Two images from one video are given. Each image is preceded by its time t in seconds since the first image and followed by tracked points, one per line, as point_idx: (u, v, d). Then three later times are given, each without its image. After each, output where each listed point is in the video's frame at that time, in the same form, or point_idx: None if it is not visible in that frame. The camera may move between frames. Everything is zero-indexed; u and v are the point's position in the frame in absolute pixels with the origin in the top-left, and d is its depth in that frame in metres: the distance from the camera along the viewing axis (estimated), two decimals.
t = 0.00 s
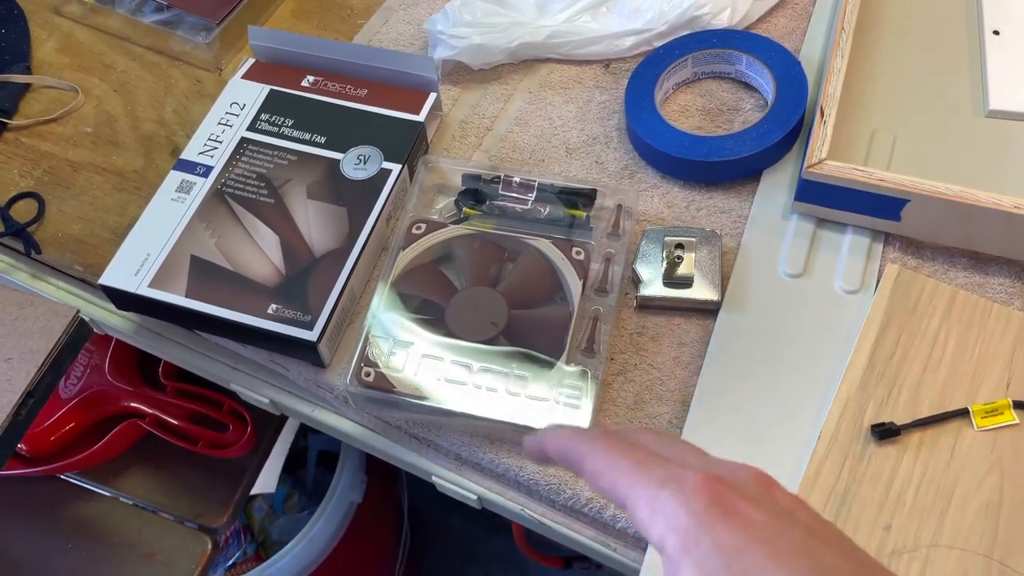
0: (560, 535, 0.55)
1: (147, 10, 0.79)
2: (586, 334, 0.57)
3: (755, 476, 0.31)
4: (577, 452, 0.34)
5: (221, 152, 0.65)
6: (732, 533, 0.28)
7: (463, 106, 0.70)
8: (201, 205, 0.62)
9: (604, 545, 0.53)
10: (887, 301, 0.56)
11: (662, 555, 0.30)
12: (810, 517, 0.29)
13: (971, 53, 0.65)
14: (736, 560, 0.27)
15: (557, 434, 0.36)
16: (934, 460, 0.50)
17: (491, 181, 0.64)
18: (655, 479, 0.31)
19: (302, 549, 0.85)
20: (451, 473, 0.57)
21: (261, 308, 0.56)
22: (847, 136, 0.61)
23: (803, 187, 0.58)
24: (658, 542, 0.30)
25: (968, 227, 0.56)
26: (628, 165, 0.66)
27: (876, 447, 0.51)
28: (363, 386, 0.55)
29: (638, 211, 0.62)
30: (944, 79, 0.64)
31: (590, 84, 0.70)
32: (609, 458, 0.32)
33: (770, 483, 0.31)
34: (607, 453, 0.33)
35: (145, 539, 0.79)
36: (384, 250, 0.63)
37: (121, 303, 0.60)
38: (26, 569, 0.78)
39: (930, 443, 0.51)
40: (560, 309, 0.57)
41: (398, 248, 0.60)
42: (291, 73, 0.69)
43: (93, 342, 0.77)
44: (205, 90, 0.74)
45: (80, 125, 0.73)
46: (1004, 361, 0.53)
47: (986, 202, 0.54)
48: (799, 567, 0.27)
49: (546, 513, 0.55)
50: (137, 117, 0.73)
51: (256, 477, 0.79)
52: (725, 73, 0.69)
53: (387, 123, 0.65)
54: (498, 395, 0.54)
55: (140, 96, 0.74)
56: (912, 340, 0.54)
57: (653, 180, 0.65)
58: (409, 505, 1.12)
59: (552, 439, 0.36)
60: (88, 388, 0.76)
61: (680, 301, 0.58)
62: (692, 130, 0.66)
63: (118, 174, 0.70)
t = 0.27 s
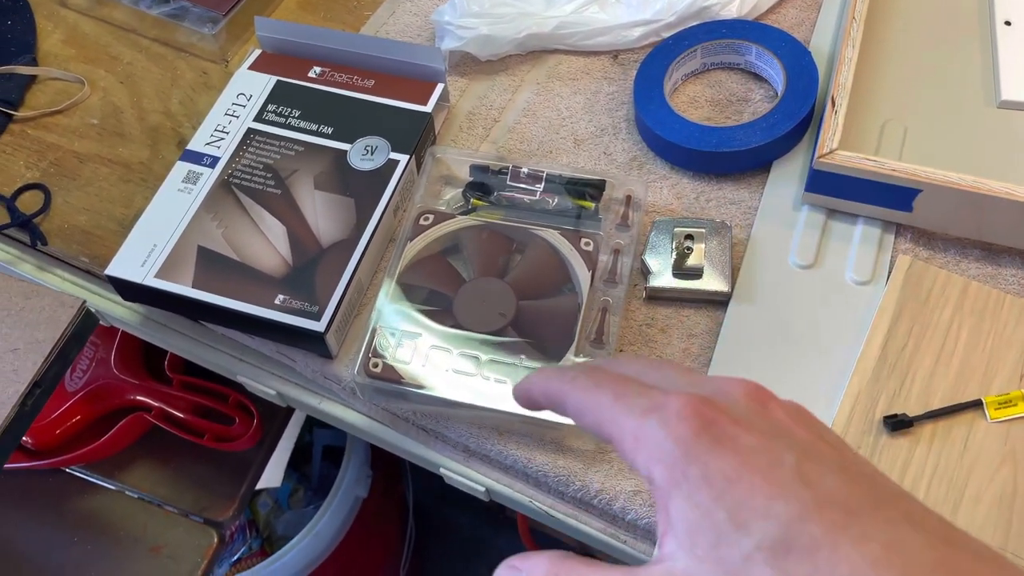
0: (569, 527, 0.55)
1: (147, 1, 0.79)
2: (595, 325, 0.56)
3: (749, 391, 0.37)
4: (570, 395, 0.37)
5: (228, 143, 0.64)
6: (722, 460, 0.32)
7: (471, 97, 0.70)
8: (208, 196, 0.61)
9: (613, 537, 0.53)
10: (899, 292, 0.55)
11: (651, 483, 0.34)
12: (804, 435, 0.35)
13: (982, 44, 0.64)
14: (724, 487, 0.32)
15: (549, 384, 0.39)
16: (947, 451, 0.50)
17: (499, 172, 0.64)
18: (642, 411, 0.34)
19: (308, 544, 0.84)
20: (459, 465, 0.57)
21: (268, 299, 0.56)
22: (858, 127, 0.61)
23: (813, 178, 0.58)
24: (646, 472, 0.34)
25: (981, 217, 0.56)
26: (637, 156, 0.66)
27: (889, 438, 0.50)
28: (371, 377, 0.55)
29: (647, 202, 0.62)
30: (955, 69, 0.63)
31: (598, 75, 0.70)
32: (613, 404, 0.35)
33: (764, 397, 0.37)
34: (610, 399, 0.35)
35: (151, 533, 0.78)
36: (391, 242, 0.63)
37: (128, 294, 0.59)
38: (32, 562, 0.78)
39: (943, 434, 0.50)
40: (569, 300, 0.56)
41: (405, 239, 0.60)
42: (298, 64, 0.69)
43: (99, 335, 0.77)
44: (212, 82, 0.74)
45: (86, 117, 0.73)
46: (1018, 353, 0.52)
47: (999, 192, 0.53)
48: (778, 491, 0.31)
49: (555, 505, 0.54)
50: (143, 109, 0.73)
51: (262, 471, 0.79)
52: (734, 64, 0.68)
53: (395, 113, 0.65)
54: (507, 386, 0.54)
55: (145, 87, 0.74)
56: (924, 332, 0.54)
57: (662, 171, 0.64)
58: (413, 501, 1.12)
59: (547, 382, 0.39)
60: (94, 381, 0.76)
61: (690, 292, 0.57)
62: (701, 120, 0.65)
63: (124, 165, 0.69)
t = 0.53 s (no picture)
0: (576, 525, 0.55)
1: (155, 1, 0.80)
2: (603, 324, 0.57)
3: (732, 379, 0.37)
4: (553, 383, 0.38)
5: (237, 142, 0.65)
6: (703, 455, 0.33)
7: (478, 97, 0.70)
8: (217, 195, 0.62)
9: (620, 535, 0.53)
10: (905, 292, 0.56)
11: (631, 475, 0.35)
12: (786, 425, 0.35)
13: (988, 44, 0.65)
14: (704, 483, 0.32)
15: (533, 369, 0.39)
16: (952, 450, 0.50)
17: (506, 172, 0.64)
18: (622, 402, 0.35)
19: (314, 542, 0.85)
20: (466, 463, 0.57)
21: (277, 298, 0.56)
22: (864, 127, 0.61)
23: (820, 178, 0.58)
24: (627, 466, 0.35)
25: (986, 217, 0.56)
26: (643, 156, 0.66)
27: (895, 437, 0.51)
28: (380, 375, 0.55)
29: (654, 202, 0.62)
30: (961, 70, 0.63)
31: (604, 75, 0.70)
32: (592, 398, 0.36)
33: (747, 386, 0.37)
34: (592, 392, 0.36)
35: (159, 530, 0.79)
36: (399, 241, 0.63)
37: (139, 292, 0.60)
38: (40, 560, 0.78)
39: (949, 433, 0.51)
40: (576, 299, 0.57)
41: (414, 238, 0.61)
42: (306, 64, 0.69)
43: (107, 334, 0.78)
44: (220, 81, 0.74)
45: (95, 117, 0.73)
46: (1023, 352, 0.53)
47: (1005, 192, 0.53)
48: (759, 485, 0.32)
49: (563, 503, 0.55)
50: (152, 108, 0.73)
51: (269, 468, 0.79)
52: (740, 64, 0.69)
53: (403, 113, 0.65)
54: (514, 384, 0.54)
55: (154, 87, 0.75)
56: (930, 331, 0.54)
57: (668, 171, 0.65)
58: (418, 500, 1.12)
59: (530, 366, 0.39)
60: (102, 379, 0.77)
61: (697, 292, 0.58)
62: (707, 120, 0.66)
63: (133, 165, 0.70)
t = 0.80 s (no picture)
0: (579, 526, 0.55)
1: (158, 1, 0.80)
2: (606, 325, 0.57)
3: (756, 356, 0.37)
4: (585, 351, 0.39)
5: (240, 143, 0.65)
6: (718, 422, 0.33)
7: (482, 98, 0.70)
8: (221, 195, 0.62)
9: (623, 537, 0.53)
10: (909, 294, 0.56)
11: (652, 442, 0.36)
12: (808, 400, 0.35)
13: (992, 47, 0.65)
14: (717, 450, 0.33)
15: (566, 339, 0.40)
16: (957, 452, 0.50)
17: (509, 173, 0.64)
18: (645, 372, 0.36)
19: (315, 542, 0.85)
20: (469, 464, 0.57)
21: (281, 298, 0.56)
22: (868, 128, 0.61)
23: (824, 179, 0.58)
24: (648, 434, 0.36)
25: (991, 219, 0.56)
26: (647, 158, 0.66)
27: (899, 439, 0.51)
28: (383, 376, 0.55)
29: (658, 203, 0.62)
30: (964, 71, 0.63)
31: (608, 76, 0.70)
32: (620, 367, 0.37)
33: (770, 361, 0.37)
34: (620, 360, 0.37)
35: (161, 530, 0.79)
36: (402, 242, 0.63)
37: (143, 293, 0.60)
38: (42, 559, 0.78)
39: (953, 435, 0.50)
40: (579, 300, 0.57)
41: (417, 239, 0.61)
42: (309, 64, 0.69)
43: (110, 334, 0.78)
44: (223, 82, 0.74)
45: (98, 116, 0.73)
46: None
47: (1009, 194, 0.53)
48: (773, 452, 0.32)
49: (566, 504, 0.55)
50: (156, 108, 0.73)
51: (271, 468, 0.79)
52: (744, 65, 0.69)
53: (406, 114, 0.65)
54: (518, 385, 0.54)
55: (158, 87, 0.75)
56: (934, 333, 0.54)
57: (672, 172, 0.65)
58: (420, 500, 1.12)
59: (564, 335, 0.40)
60: (104, 379, 0.77)
61: (700, 294, 0.57)
62: (711, 122, 0.66)
63: (136, 165, 0.70)
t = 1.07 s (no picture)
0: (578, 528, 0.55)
1: (159, 2, 0.80)
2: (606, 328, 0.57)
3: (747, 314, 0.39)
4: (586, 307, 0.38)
5: (240, 144, 0.65)
6: (740, 348, 0.34)
7: (482, 99, 0.71)
8: (221, 196, 0.62)
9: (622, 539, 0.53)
10: (908, 297, 0.56)
11: (661, 383, 0.35)
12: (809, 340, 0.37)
13: (992, 50, 0.65)
14: (746, 368, 0.33)
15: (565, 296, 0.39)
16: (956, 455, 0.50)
17: (509, 174, 0.64)
18: (649, 315, 0.36)
19: (314, 543, 0.85)
20: (469, 466, 0.57)
21: (280, 300, 0.56)
22: (868, 131, 0.61)
23: (823, 183, 0.58)
24: (655, 371, 0.35)
25: (990, 223, 0.56)
26: (647, 160, 0.66)
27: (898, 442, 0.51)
28: (383, 378, 0.55)
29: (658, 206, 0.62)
30: (965, 74, 0.63)
31: (609, 79, 0.70)
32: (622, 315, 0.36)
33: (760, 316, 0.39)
34: (624, 311, 0.36)
35: (160, 530, 0.79)
36: (402, 243, 0.63)
37: (142, 294, 0.60)
38: (41, 559, 0.78)
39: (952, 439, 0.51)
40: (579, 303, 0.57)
41: (417, 240, 0.61)
42: (310, 66, 0.69)
43: (109, 334, 0.78)
44: (223, 82, 0.74)
45: (98, 117, 0.73)
46: None
47: (1008, 198, 0.53)
48: (800, 369, 0.33)
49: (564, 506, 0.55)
50: (156, 109, 0.73)
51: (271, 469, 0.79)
52: (744, 68, 0.69)
53: (407, 115, 0.65)
54: (517, 388, 0.54)
55: (158, 87, 0.75)
56: (934, 337, 0.54)
57: (672, 174, 0.65)
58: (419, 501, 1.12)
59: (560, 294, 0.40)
60: (104, 380, 0.77)
61: (701, 296, 0.57)
62: (711, 124, 0.66)
63: (137, 165, 0.70)
